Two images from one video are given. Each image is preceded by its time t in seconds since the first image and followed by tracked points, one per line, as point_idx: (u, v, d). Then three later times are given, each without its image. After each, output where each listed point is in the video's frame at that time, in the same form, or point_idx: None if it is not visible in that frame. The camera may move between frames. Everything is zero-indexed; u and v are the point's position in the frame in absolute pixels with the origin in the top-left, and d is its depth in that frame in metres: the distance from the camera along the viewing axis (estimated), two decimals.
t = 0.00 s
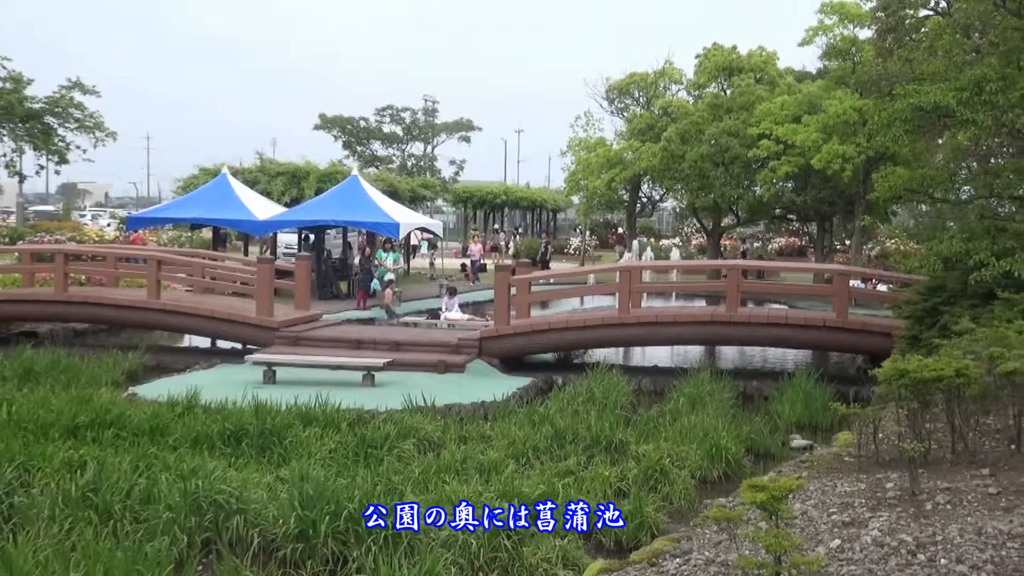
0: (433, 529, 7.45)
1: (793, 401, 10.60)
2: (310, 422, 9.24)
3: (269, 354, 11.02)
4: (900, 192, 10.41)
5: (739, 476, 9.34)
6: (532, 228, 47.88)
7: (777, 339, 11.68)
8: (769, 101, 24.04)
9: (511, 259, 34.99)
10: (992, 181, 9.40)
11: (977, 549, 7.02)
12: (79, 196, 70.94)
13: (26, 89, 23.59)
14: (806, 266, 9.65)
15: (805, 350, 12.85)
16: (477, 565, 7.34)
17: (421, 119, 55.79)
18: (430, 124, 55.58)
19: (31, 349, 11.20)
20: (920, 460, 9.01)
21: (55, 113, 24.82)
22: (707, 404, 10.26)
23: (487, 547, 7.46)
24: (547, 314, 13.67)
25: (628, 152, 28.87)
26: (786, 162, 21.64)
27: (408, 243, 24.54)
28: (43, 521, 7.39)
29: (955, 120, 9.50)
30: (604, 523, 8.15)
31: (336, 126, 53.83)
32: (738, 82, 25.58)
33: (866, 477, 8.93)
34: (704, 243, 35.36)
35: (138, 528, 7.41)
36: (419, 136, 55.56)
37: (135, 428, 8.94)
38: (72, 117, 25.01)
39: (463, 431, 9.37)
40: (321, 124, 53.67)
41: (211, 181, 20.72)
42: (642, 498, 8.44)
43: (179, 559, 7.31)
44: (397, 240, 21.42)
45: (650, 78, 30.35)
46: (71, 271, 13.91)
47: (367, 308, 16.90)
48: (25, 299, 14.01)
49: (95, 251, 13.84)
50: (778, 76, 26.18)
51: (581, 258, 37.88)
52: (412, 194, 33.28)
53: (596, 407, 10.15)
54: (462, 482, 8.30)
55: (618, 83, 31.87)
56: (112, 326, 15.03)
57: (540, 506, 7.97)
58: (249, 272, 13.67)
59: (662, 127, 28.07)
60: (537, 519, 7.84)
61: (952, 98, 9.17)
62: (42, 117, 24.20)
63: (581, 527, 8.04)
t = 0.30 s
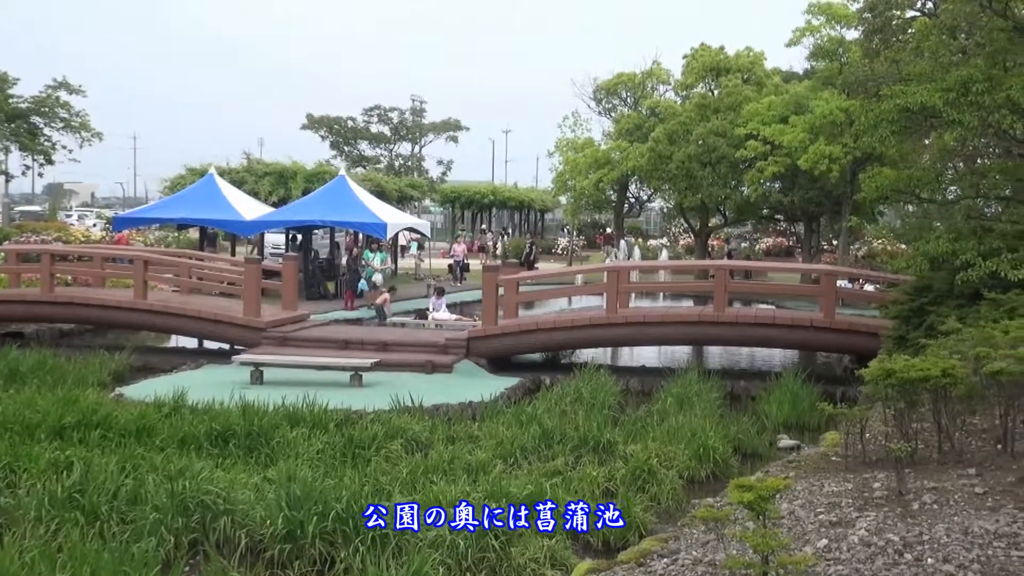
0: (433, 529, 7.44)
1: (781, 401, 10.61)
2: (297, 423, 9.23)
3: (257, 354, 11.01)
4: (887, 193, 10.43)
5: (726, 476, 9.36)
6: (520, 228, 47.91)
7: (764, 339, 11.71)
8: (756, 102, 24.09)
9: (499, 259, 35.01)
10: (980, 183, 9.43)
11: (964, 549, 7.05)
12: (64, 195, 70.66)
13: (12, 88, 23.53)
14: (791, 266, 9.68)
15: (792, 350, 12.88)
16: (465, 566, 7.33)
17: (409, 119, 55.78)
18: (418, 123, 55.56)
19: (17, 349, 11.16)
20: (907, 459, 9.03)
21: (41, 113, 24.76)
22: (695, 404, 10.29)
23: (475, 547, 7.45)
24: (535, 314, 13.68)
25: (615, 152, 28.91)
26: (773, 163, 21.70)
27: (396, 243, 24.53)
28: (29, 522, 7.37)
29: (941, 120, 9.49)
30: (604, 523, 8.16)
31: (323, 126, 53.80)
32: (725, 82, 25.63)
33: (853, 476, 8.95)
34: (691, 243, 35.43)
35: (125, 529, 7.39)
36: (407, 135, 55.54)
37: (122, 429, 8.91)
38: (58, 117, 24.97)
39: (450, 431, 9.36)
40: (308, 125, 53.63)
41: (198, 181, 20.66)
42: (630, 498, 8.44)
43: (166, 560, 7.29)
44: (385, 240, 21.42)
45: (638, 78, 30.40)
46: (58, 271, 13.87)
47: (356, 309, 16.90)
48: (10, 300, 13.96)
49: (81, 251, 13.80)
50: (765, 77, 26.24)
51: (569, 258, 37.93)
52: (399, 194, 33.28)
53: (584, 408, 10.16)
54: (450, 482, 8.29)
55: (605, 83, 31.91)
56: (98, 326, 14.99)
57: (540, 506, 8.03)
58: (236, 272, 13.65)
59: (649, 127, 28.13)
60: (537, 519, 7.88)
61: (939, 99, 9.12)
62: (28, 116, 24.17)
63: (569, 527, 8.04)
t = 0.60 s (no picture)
0: (421, 528, 7.43)
1: (770, 401, 10.64)
2: (287, 422, 9.22)
3: (246, 354, 10.99)
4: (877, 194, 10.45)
5: (715, 476, 9.37)
6: (510, 228, 47.93)
7: (754, 339, 11.73)
8: (746, 102, 24.14)
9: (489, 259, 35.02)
10: (968, 184, 9.46)
11: (952, 549, 7.06)
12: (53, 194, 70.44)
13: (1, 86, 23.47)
14: (780, 267, 9.70)
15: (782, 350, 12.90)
16: (454, 565, 7.31)
17: (400, 119, 55.78)
18: (409, 123, 55.56)
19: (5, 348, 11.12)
20: (896, 459, 9.05)
21: (31, 111, 24.71)
22: (685, 405, 10.30)
23: (465, 547, 7.43)
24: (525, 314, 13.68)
25: (606, 152, 28.95)
26: (763, 163, 21.74)
27: (386, 242, 24.52)
28: (16, 522, 7.35)
29: (930, 122, 9.46)
30: (604, 523, 8.17)
31: (313, 126, 53.80)
32: (716, 82, 25.66)
33: (842, 476, 8.97)
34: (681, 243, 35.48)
35: (114, 529, 7.37)
36: (397, 135, 55.54)
37: (111, 428, 8.89)
38: (47, 115, 24.92)
39: (440, 431, 9.36)
40: (299, 124, 53.60)
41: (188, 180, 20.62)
42: (619, 498, 8.43)
43: (155, 560, 7.27)
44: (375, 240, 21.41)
45: (628, 78, 30.45)
46: (47, 270, 13.84)
47: (345, 308, 16.90)
48: None
49: (71, 250, 13.77)
50: (755, 77, 26.29)
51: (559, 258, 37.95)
52: (390, 194, 33.27)
53: (574, 408, 10.17)
54: (440, 482, 8.28)
55: (596, 83, 31.95)
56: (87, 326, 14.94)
57: (540, 506, 8.06)
58: (226, 272, 13.63)
59: (639, 127, 28.16)
60: (537, 519, 7.93)
61: (928, 100, 9.20)
62: (17, 114, 24.12)
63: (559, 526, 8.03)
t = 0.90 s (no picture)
0: (411, 528, 7.42)
1: (760, 400, 10.67)
2: (276, 422, 9.22)
3: (236, 354, 10.99)
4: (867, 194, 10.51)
5: (705, 475, 9.38)
6: (500, 228, 47.94)
7: (744, 339, 11.75)
8: (736, 102, 24.17)
9: (479, 259, 35.02)
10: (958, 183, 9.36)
11: (941, 548, 7.08)
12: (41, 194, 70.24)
13: None
14: (769, 266, 9.72)
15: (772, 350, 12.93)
16: (443, 565, 7.30)
17: (390, 118, 55.75)
18: (399, 123, 55.53)
19: None
20: (885, 459, 9.06)
21: (19, 110, 24.64)
22: (674, 404, 10.33)
23: (454, 546, 7.43)
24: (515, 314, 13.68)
25: (596, 152, 28.97)
26: (753, 163, 21.76)
27: (376, 242, 24.50)
28: (4, 522, 7.32)
29: (920, 121, 9.53)
30: (605, 523, 8.16)
31: (303, 126, 53.77)
32: (706, 82, 25.68)
33: (831, 475, 8.99)
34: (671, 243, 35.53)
35: (102, 529, 7.35)
36: (387, 135, 55.50)
37: (99, 428, 8.87)
38: (36, 114, 24.86)
39: (430, 431, 9.36)
40: (288, 123, 53.53)
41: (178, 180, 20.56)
42: (609, 498, 8.42)
43: (144, 560, 7.25)
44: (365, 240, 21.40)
45: (619, 78, 30.48)
46: (36, 269, 13.81)
47: (335, 308, 16.89)
48: None
49: (60, 250, 13.74)
50: (745, 77, 26.32)
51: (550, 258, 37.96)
52: (380, 193, 33.24)
53: (564, 407, 10.18)
54: (429, 482, 8.28)
55: (586, 83, 31.97)
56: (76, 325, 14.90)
57: (540, 506, 8.10)
58: (216, 271, 13.61)
59: (629, 128, 28.19)
60: (537, 519, 7.99)
61: (918, 100, 9.35)
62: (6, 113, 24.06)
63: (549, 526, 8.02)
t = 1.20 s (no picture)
0: (400, 528, 7.40)
1: (749, 400, 10.70)
2: (265, 422, 9.22)
3: (225, 354, 10.97)
4: (853, 195, 10.42)
5: (693, 475, 9.40)
6: (489, 228, 47.96)
7: (732, 339, 11.78)
8: (725, 102, 24.21)
9: (469, 259, 35.02)
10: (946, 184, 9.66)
11: (929, 547, 7.09)
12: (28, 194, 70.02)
13: None
14: (756, 267, 9.74)
15: (760, 350, 12.95)
16: (432, 565, 7.29)
17: (379, 118, 55.72)
18: (388, 122, 55.50)
19: None
20: (873, 458, 9.08)
21: (7, 110, 24.58)
22: (663, 404, 10.35)
23: (443, 546, 7.42)
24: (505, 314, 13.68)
25: (585, 152, 29.02)
26: (741, 163, 21.81)
27: (365, 242, 24.49)
28: None
29: (908, 121, 9.48)
30: (605, 523, 8.23)
31: (292, 126, 53.77)
32: (694, 82, 25.72)
33: (820, 475, 9.00)
34: (660, 243, 35.56)
35: (91, 530, 7.32)
36: (376, 134, 55.46)
37: (87, 429, 8.86)
38: (24, 114, 24.78)
39: (419, 431, 9.36)
40: (278, 123, 53.46)
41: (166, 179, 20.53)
42: (598, 498, 8.40)
43: (132, 561, 7.23)
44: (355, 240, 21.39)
45: (608, 78, 30.53)
46: (23, 270, 13.78)
47: (324, 308, 16.88)
48: None
49: (48, 250, 13.71)
50: (734, 77, 26.37)
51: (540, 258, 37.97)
52: (369, 193, 33.22)
53: (553, 407, 10.20)
54: (418, 482, 8.28)
55: (575, 83, 32.00)
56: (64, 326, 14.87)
57: (540, 506, 8.13)
58: (204, 272, 13.60)
59: (618, 127, 28.24)
60: (537, 519, 8.02)
61: (906, 100, 9.16)
62: None
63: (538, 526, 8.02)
